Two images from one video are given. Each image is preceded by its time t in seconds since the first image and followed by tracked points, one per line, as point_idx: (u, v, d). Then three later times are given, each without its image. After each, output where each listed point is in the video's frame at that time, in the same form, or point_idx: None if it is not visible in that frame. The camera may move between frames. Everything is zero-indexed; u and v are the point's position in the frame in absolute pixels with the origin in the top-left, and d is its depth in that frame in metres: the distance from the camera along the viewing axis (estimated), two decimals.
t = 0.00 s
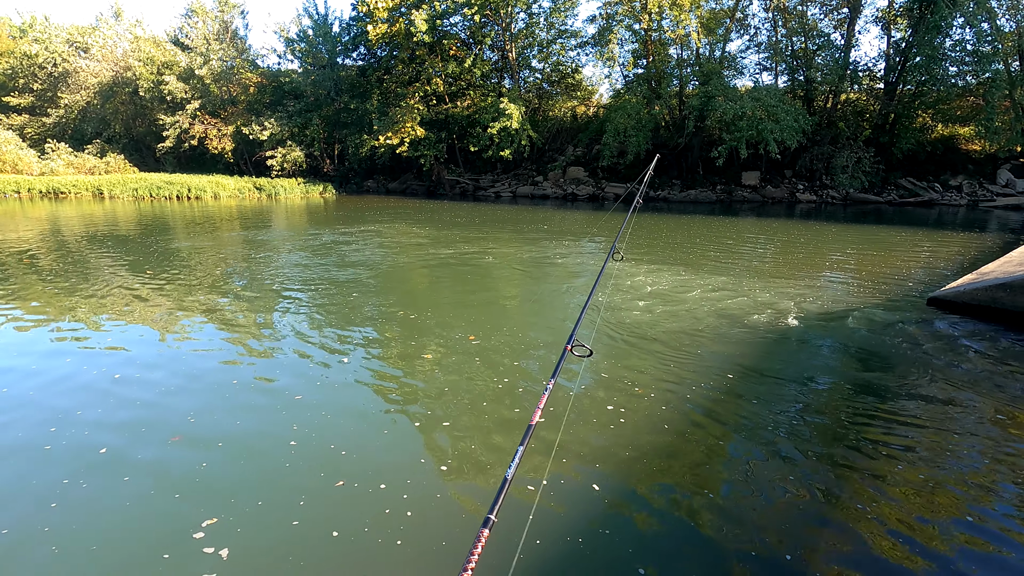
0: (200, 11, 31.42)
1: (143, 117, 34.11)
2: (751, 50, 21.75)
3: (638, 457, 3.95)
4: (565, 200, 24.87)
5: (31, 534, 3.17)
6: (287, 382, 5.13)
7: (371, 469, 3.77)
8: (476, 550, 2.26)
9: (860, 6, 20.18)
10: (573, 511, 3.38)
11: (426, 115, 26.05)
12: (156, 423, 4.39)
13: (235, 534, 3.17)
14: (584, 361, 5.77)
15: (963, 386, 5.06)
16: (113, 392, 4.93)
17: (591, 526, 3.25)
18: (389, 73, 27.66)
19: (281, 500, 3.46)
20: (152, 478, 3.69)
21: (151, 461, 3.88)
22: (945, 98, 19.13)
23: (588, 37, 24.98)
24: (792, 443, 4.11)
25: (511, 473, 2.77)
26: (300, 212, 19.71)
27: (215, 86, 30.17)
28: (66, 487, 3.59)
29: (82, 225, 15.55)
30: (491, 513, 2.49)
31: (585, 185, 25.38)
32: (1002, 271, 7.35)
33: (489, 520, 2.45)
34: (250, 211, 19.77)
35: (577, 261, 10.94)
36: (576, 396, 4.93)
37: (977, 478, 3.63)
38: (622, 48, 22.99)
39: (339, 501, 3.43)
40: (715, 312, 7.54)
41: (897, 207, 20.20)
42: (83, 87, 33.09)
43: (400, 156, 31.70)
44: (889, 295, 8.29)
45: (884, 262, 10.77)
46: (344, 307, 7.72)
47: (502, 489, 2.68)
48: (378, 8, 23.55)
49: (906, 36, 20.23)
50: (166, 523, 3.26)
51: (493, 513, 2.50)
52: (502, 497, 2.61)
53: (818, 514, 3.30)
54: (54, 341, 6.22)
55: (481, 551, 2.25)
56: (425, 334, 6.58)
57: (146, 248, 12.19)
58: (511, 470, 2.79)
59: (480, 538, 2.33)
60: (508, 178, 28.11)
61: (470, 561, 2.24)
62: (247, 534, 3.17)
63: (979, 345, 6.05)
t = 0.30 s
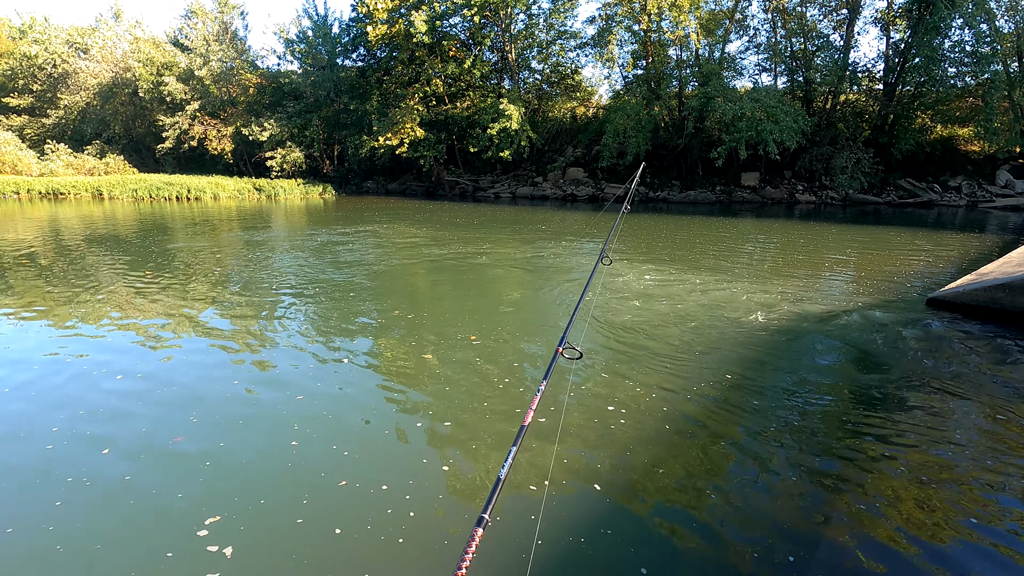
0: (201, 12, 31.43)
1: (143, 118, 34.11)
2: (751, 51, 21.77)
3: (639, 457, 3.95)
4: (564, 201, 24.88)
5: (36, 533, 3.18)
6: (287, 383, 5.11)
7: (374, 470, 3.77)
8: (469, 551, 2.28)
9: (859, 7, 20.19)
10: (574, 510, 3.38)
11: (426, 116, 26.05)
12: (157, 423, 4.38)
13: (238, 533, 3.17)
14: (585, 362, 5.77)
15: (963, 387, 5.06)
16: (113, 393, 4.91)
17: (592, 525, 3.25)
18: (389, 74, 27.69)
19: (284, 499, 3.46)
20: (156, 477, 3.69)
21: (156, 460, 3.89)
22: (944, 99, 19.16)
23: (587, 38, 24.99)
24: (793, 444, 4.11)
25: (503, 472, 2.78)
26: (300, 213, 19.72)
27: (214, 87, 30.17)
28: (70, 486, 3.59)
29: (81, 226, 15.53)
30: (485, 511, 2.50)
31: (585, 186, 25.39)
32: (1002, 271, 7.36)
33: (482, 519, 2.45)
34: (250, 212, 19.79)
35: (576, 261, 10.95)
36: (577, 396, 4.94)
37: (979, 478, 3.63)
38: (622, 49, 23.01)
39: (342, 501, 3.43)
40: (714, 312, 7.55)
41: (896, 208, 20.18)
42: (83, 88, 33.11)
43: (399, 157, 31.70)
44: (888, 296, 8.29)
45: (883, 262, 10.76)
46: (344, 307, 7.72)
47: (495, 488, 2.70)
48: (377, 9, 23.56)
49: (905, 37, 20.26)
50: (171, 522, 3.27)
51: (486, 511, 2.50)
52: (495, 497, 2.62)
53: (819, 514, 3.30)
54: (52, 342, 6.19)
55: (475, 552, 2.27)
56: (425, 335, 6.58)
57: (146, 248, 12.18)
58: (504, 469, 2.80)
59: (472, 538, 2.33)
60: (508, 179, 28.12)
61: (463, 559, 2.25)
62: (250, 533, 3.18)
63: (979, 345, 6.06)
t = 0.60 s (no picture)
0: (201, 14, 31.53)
1: (143, 120, 34.17)
2: (750, 53, 21.80)
3: (640, 459, 3.96)
4: (565, 203, 24.91)
5: (41, 532, 3.19)
6: (289, 384, 5.12)
7: (377, 470, 3.78)
8: (461, 552, 2.28)
9: (859, 9, 20.21)
10: (576, 512, 3.38)
11: (426, 118, 26.08)
12: (160, 424, 4.39)
13: (242, 533, 3.18)
14: (585, 364, 5.78)
15: (963, 389, 5.07)
16: (116, 393, 4.93)
17: (595, 527, 3.25)
18: (389, 76, 27.73)
19: (287, 500, 3.46)
20: (160, 477, 3.71)
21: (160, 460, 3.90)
22: (944, 101, 19.16)
23: (587, 40, 25.01)
24: (795, 445, 4.12)
25: (497, 473, 2.78)
26: (300, 215, 19.73)
27: (215, 89, 30.20)
28: (75, 486, 3.61)
29: (81, 228, 15.54)
30: (476, 514, 2.50)
31: (585, 188, 25.41)
32: (1002, 273, 7.36)
33: (474, 522, 2.45)
34: (250, 214, 19.81)
35: (576, 264, 10.93)
36: (576, 398, 4.94)
37: (981, 481, 3.63)
38: (622, 51, 23.04)
39: (345, 502, 3.44)
40: (715, 314, 7.55)
41: (897, 210, 20.19)
42: (84, 90, 33.17)
43: (400, 159, 31.75)
44: (888, 298, 8.29)
45: (883, 264, 10.76)
46: (344, 309, 7.72)
47: (487, 491, 2.70)
48: (378, 11, 23.60)
49: (904, 39, 20.28)
50: (175, 521, 3.28)
51: (477, 514, 2.51)
52: (487, 499, 2.62)
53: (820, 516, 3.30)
54: (55, 343, 6.21)
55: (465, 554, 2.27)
56: (425, 337, 6.59)
57: (146, 250, 12.19)
58: (496, 472, 2.80)
59: (463, 541, 2.34)
60: (508, 181, 28.15)
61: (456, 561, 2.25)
62: (254, 532, 3.19)
63: (979, 347, 6.06)
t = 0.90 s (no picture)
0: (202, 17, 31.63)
1: (144, 123, 34.22)
2: (750, 56, 21.84)
3: (642, 462, 3.96)
4: (565, 206, 24.94)
5: (46, 533, 3.20)
6: (291, 386, 5.12)
7: (380, 472, 3.77)
8: (453, 549, 2.28)
9: (858, 12, 20.24)
10: (579, 514, 3.38)
11: (426, 121, 26.13)
12: (164, 425, 4.39)
13: (245, 534, 3.18)
14: (586, 366, 5.78)
15: (964, 391, 5.07)
16: (119, 395, 4.94)
17: (598, 529, 3.25)
18: (389, 79, 27.80)
19: (291, 501, 3.47)
20: (164, 478, 3.71)
21: (163, 461, 3.91)
22: (943, 104, 19.18)
23: (587, 43, 25.05)
24: (796, 448, 4.12)
25: (488, 471, 2.79)
26: (300, 217, 19.75)
27: (215, 92, 30.22)
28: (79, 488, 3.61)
29: (81, 230, 15.54)
30: (468, 512, 2.50)
31: (585, 191, 25.45)
32: (1002, 276, 7.37)
33: (466, 521, 2.45)
34: (250, 216, 19.83)
35: (577, 266, 10.92)
36: (578, 401, 4.94)
37: (985, 484, 3.63)
38: (622, 54, 23.09)
39: (348, 504, 3.43)
40: (715, 317, 7.56)
41: (896, 213, 20.22)
42: (85, 93, 33.22)
43: (400, 162, 31.83)
44: (888, 300, 8.30)
45: (883, 267, 10.76)
46: (344, 311, 7.72)
47: (479, 489, 2.70)
48: (378, 15, 23.67)
49: (904, 42, 20.31)
50: (179, 522, 3.29)
51: (469, 512, 2.51)
52: (480, 497, 2.62)
53: (822, 518, 3.30)
54: (57, 345, 6.22)
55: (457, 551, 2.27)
56: (425, 339, 6.59)
57: (146, 253, 12.20)
58: (487, 470, 2.80)
59: (455, 538, 2.33)
60: (508, 184, 28.20)
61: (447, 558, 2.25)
62: (258, 533, 3.19)
63: (978, 350, 6.07)
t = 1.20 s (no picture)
0: (203, 20, 31.70)
1: (145, 125, 34.27)
2: (750, 58, 21.87)
3: (644, 463, 3.97)
4: (565, 208, 24.96)
5: (51, 533, 3.22)
6: (294, 387, 5.13)
7: (383, 473, 3.78)
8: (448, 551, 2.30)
9: (858, 15, 20.27)
10: (581, 515, 3.39)
11: (427, 124, 26.16)
12: (168, 426, 4.41)
13: (250, 534, 3.20)
14: (587, 368, 5.79)
15: (965, 393, 5.08)
16: (123, 396, 4.95)
17: (601, 531, 3.26)
18: (390, 82, 27.83)
19: (295, 502, 3.48)
20: (169, 479, 3.73)
21: (167, 462, 3.92)
22: (943, 106, 19.20)
23: (587, 46, 25.07)
24: (798, 449, 4.12)
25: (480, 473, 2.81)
26: (301, 220, 19.77)
27: (216, 94, 30.27)
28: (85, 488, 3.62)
29: (82, 232, 15.56)
30: (463, 513, 2.52)
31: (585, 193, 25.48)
32: (1002, 278, 7.39)
33: (461, 522, 2.47)
34: (251, 218, 19.84)
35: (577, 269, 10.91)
36: (580, 402, 4.95)
37: (986, 485, 3.63)
38: (622, 57, 23.14)
39: (352, 505, 3.44)
40: (715, 319, 7.56)
41: (896, 215, 20.23)
42: (86, 95, 33.27)
43: (400, 164, 31.89)
44: (889, 302, 8.31)
45: (883, 269, 10.76)
46: (345, 314, 7.73)
47: (472, 491, 2.72)
48: (378, 17, 23.73)
49: (903, 44, 20.32)
50: (184, 522, 3.30)
51: (464, 513, 2.53)
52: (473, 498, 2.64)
53: (823, 519, 3.31)
54: (59, 347, 6.23)
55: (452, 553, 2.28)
56: (426, 341, 6.59)
57: (146, 255, 12.20)
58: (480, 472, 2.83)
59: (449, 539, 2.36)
60: (508, 186, 28.25)
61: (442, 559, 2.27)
62: (262, 533, 3.20)
63: (978, 351, 6.09)
